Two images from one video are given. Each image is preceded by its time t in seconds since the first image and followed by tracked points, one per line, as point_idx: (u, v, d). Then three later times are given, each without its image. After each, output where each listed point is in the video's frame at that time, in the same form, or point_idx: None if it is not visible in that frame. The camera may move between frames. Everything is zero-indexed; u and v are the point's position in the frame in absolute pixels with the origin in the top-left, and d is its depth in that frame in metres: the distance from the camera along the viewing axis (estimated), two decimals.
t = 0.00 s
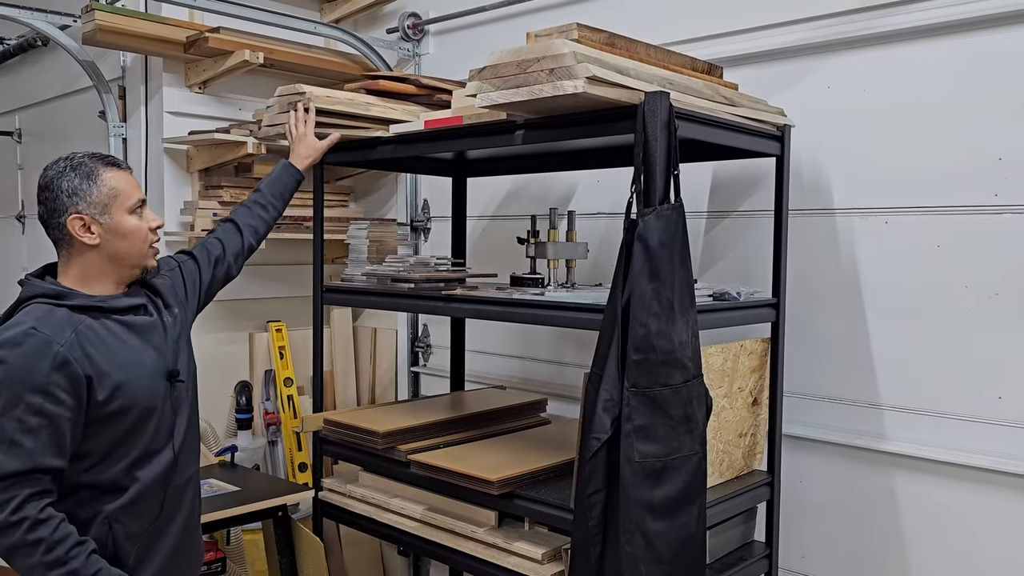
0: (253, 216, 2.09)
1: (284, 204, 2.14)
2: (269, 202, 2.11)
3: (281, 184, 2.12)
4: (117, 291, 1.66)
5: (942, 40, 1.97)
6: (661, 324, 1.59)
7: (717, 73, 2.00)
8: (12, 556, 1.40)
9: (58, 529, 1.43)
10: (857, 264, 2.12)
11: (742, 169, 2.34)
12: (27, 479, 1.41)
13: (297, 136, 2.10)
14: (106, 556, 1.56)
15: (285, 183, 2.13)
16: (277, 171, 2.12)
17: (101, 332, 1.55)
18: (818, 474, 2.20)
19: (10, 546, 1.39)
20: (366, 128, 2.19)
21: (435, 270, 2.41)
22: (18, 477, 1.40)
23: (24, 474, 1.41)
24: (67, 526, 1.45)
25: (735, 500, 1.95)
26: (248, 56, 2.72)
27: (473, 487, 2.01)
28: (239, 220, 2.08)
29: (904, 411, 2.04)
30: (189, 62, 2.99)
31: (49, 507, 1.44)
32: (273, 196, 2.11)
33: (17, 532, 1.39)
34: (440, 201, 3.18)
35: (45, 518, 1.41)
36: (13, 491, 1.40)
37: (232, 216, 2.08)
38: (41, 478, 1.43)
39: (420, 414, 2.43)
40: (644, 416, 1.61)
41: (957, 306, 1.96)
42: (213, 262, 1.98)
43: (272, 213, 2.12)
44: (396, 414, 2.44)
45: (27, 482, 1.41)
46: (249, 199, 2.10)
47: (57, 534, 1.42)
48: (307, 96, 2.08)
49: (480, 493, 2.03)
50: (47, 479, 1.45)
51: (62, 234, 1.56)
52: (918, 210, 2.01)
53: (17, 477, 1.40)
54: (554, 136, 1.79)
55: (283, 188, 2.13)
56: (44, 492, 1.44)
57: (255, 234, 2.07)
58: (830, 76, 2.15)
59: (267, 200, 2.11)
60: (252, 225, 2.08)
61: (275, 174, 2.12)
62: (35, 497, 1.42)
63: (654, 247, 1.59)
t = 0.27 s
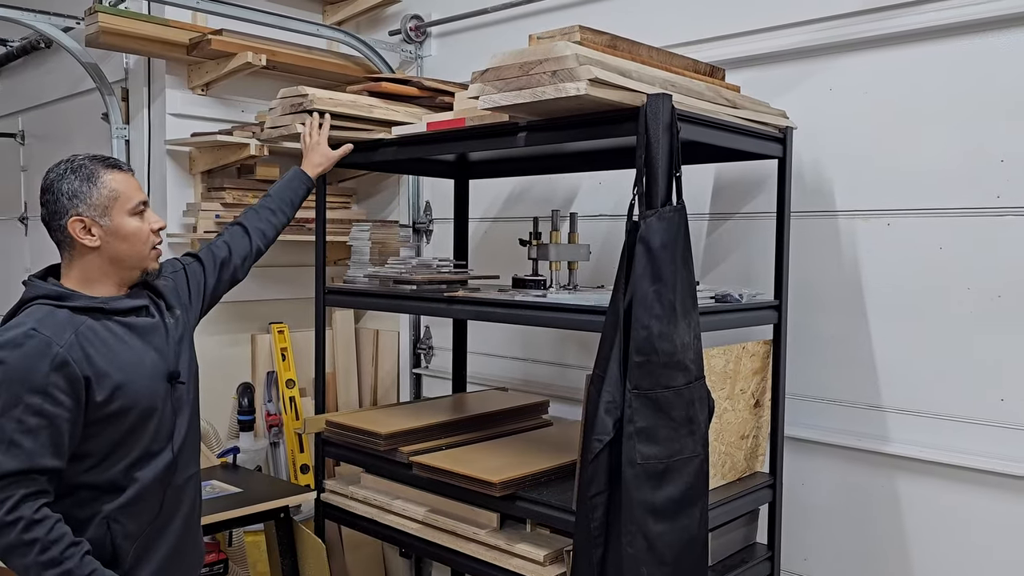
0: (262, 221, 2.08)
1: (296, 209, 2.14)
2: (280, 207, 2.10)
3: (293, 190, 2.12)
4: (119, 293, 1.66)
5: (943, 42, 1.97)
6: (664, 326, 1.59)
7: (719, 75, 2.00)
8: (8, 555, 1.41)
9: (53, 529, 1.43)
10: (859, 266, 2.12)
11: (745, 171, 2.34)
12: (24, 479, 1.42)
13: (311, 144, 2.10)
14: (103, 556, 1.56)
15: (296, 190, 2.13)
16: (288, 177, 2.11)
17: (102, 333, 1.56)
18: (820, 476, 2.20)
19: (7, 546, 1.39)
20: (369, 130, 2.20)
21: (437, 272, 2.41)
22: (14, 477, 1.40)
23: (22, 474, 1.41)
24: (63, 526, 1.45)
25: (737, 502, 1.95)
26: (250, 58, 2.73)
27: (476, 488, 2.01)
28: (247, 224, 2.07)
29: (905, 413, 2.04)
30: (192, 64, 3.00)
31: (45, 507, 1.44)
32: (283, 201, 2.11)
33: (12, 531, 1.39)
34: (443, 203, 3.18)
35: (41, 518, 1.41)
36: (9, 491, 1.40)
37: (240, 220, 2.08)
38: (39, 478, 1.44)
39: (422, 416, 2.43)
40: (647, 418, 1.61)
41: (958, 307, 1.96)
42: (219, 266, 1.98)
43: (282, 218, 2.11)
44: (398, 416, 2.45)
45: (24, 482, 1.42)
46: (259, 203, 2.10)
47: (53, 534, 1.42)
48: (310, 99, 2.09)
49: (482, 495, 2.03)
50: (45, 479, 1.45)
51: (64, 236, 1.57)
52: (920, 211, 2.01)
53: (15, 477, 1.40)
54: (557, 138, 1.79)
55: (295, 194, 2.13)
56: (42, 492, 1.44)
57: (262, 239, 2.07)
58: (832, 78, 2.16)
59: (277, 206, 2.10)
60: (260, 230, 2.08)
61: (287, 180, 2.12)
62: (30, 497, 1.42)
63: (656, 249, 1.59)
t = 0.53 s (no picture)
0: (276, 223, 2.05)
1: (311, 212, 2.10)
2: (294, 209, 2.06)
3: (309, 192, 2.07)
4: (122, 295, 1.66)
5: (945, 44, 1.97)
6: (666, 328, 1.60)
7: (721, 77, 2.00)
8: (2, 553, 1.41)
9: (46, 528, 1.43)
10: (861, 268, 2.12)
11: (747, 174, 2.34)
12: (19, 478, 1.42)
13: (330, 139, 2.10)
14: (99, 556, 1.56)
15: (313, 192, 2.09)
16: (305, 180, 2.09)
17: (101, 335, 1.56)
18: (822, 478, 2.20)
19: None
20: (371, 132, 2.20)
21: (440, 274, 2.41)
22: (9, 476, 1.41)
23: (17, 473, 1.42)
24: (57, 526, 1.45)
25: (739, 504, 1.95)
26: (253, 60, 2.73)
27: (478, 490, 2.02)
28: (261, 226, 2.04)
29: (907, 415, 2.04)
30: (195, 66, 3.01)
31: (39, 506, 1.45)
32: (299, 203, 2.07)
33: (5, 530, 1.40)
34: (445, 204, 3.18)
35: (35, 517, 1.42)
36: (4, 490, 1.41)
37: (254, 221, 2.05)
38: (34, 478, 1.44)
39: (424, 418, 2.43)
40: (649, 420, 1.61)
41: (961, 310, 1.96)
42: (228, 269, 1.96)
43: (297, 220, 2.07)
44: (400, 417, 2.45)
45: (19, 481, 1.42)
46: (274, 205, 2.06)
47: (46, 533, 1.43)
48: (311, 100, 2.08)
49: (484, 497, 2.03)
50: (39, 478, 1.46)
51: (67, 236, 1.58)
52: (922, 213, 2.01)
53: (10, 476, 1.41)
54: (559, 140, 1.79)
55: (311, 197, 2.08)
56: (36, 491, 1.45)
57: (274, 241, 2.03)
58: (834, 80, 2.16)
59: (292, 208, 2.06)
60: (273, 232, 2.04)
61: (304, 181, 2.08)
62: (24, 496, 1.43)
63: (658, 251, 1.59)
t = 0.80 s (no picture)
0: (285, 229, 2.01)
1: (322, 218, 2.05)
2: (304, 215, 2.01)
3: (318, 198, 2.02)
4: (124, 296, 1.67)
5: (947, 46, 1.97)
6: (668, 329, 1.60)
7: (723, 79, 2.00)
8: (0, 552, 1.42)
9: (45, 529, 1.44)
10: (863, 270, 2.12)
11: (749, 176, 2.34)
12: (17, 478, 1.43)
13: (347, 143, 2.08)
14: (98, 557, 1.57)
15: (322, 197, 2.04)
16: (316, 185, 2.04)
17: (102, 336, 1.57)
18: (825, 480, 2.20)
19: None
20: (374, 134, 2.20)
21: (442, 276, 2.41)
22: (7, 476, 1.42)
23: (16, 473, 1.43)
24: (55, 526, 1.46)
25: (741, 506, 1.95)
26: (256, 62, 2.74)
27: (480, 491, 2.02)
28: (272, 232, 2.00)
29: (909, 417, 2.04)
30: (198, 68, 3.01)
31: (37, 506, 1.46)
32: (308, 209, 2.02)
33: (5, 529, 1.41)
34: (447, 206, 3.19)
35: (33, 518, 1.43)
36: (3, 490, 1.42)
37: (265, 227, 2.01)
38: (33, 478, 1.45)
39: (426, 419, 2.43)
40: (651, 422, 1.61)
41: (964, 312, 1.96)
42: (235, 276, 1.94)
43: (309, 227, 2.02)
44: (403, 419, 2.45)
45: (18, 481, 1.43)
46: (287, 210, 2.02)
47: (43, 533, 1.44)
48: (314, 103, 2.08)
49: (486, 499, 2.03)
50: (38, 479, 1.46)
51: (66, 238, 1.59)
52: (924, 216, 2.01)
53: (8, 476, 1.42)
54: (561, 142, 1.80)
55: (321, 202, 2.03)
56: (35, 491, 1.46)
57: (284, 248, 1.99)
58: (836, 83, 2.16)
59: (303, 214, 2.01)
60: (284, 238, 2.00)
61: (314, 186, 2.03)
62: (23, 496, 1.44)
63: (661, 253, 1.60)
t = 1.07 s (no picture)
0: (292, 232, 1.97)
1: (330, 224, 1.99)
2: (310, 221, 1.97)
3: (326, 204, 1.96)
4: (126, 297, 1.67)
5: (948, 49, 1.98)
6: (670, 331, 1.60)
7: (726, 82, 2.01)
8: (11, 553, 1.43)
9: (53, 528, 1.45)
10: (865, 273, 2.12)
11: (751, 178, 2.35)
12: (23, 479, 1.44)
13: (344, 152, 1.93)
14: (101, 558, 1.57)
15: (331, 204, 1.97)
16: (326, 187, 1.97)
17: (105, 339, 1.57)
18: (827, 482, 2.20)
19: (9, 543, 1.42)
20: (377, 136, 2.21)
21: (444, 277, 2.42)
22: (14, 478, 1.43)
23: (21, 474, 1.44)
24: (64, 526, 1.47)
25: (743, 508, 1.95)
26: (258, 64, 2.74)
27: (482, 493, 2.02)
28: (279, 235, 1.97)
29: (911, 419, 2.04)
30: (201, 70, 3.02)
31: (46, 507, 1.46)
32: (314, 214, 1.97)
33: (13, 531, 1.42)
34: (449, 208, 3.19)
35: (42, 518, 1.44)
36: (8, 491, 1.43)
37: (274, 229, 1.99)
38: (40, 478, 1.46)
39: (428, 421, 2.44)
40: (653, 423, 1.61)
41: (966, 314, 1.96)
42: (239, 279, 1.93)
43: (317, 231, 1.98)
44: (404, 421, 2.45)
45: (24, 482, 1.44)
46: (296, 212, 1.98)
47: (53, 532, 1.44)
48: (317, 105, 2.08)
49: (488, 500, 2.04)
50: (45, 479, 1.47)
51: (67, 239, 1.60)
52: (925, 218, 2.02)
53: (14, 477, 1.43)
54: (564, 143, 1.80)
55: (329, 208, 1.97)
56: (43, 491, 1.47)
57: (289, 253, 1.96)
58: (838, 85, 2.16)
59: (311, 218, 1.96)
60: (290, 242, 1.96)
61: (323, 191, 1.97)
62: (30, 497, 1.44)
63: (663, 255, 1.60)
